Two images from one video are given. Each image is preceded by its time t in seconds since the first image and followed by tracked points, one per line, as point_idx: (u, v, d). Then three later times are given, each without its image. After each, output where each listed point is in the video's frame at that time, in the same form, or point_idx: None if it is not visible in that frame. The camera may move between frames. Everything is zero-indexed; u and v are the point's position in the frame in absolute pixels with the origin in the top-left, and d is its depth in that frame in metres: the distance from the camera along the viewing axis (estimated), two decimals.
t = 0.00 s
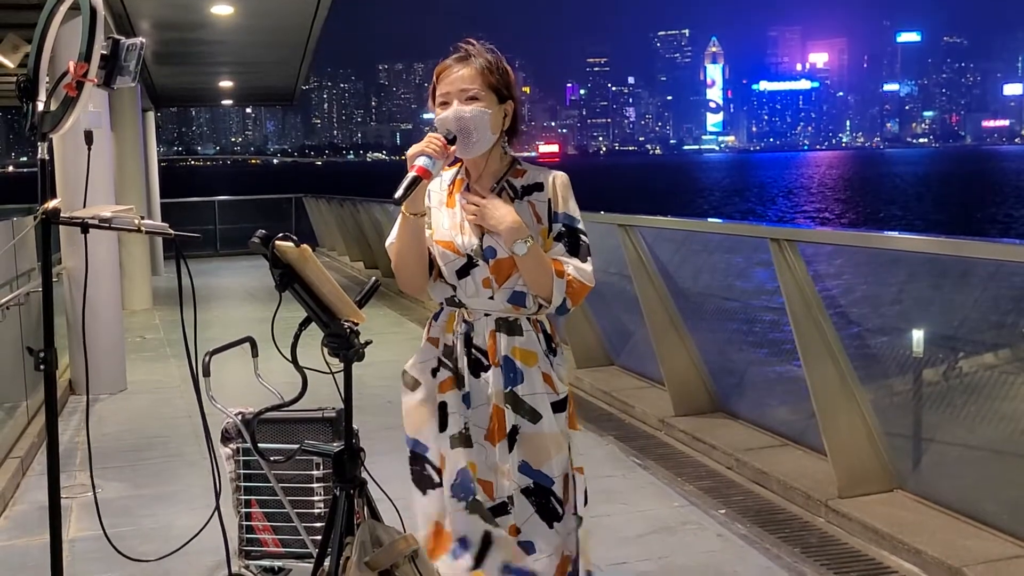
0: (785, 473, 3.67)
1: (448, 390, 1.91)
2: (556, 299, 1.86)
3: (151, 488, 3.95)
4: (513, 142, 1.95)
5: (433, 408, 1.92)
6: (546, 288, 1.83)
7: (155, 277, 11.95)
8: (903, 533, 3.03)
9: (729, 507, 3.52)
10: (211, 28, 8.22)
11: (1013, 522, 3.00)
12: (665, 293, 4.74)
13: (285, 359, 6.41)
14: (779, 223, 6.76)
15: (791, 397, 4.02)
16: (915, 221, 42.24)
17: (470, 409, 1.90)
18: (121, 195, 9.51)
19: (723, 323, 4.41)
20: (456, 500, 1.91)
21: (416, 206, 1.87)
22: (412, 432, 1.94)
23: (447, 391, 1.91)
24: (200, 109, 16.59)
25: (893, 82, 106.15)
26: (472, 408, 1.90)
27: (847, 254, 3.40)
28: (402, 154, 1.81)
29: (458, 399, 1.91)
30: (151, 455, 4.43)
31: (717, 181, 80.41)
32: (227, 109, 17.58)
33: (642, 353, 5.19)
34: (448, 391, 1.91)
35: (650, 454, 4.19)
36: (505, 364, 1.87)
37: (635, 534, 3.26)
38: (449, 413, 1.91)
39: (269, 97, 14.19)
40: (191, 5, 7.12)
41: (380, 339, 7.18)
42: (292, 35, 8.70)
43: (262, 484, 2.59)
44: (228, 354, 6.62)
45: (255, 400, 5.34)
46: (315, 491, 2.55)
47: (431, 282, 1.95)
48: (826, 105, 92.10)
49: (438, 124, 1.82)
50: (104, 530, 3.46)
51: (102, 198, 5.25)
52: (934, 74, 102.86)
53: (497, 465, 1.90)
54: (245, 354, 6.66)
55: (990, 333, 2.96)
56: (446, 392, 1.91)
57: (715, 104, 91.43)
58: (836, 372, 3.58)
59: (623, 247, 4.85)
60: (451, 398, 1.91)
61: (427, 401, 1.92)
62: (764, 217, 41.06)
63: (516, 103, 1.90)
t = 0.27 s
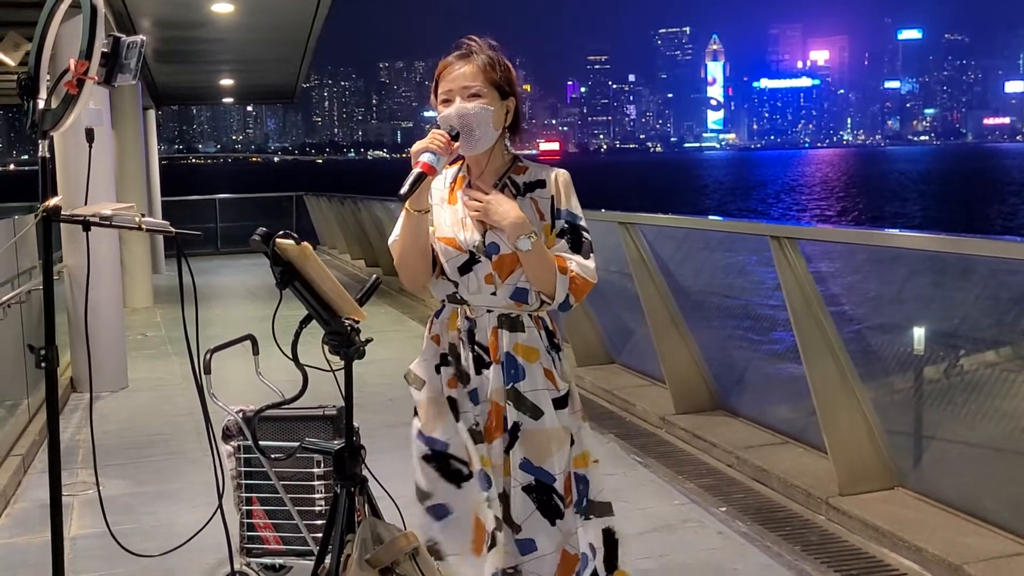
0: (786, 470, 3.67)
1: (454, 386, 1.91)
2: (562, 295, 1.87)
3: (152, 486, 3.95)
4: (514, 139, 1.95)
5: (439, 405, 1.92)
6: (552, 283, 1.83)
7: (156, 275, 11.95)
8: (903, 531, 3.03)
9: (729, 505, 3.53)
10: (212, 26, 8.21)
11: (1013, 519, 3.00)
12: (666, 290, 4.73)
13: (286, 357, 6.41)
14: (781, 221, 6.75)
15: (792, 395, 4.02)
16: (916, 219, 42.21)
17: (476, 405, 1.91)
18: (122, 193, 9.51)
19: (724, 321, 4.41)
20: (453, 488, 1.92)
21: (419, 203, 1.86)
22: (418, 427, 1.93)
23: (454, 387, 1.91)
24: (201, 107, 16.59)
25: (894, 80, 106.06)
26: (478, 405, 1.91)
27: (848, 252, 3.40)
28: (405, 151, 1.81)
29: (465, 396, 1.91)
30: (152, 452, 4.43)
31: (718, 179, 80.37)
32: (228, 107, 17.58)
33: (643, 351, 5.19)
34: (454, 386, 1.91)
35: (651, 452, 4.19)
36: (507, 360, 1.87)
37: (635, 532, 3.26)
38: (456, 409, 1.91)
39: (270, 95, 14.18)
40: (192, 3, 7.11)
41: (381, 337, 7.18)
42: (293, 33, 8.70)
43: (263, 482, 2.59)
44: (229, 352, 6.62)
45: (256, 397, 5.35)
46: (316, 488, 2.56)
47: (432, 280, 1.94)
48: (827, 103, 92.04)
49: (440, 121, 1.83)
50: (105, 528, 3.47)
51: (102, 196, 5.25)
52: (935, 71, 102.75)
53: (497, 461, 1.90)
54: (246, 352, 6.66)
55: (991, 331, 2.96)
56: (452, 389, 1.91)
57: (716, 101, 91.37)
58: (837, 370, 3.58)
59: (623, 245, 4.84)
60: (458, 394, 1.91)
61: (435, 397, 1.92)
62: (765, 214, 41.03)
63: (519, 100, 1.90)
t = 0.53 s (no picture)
0: (786, 468, 3.67)
1: (449, 383, 1.91)
2: (563, 291, 1.86)
3: (153, 484, 3.95)
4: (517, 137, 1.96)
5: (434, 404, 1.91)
6: (553, 281, 1.84)
7: (157, 273, 11.95)
8: (904, 528, 3.04)
9: (730, 503, 3.53)
10: (213, 24, 8.21)
11: (1013, 517, 3.00)
12: (666, 289, 4.73)
13: (286, 355, 6.42)
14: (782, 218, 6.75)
15: (792, 393, 4.02)
16: (916, 217, 42.19)
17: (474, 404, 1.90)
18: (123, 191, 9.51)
19: (725, 319, 4.42)
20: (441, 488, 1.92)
21: (422, 200, 1.89)
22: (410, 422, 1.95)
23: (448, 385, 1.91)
24: (201, 104, 16.59)
25: (895, 78, 105.99)
26: (476, 406, 1.90)
27: (848, 250, 3.41)
28: (407, 149, 1.81)
29: (461, 394, 1.90)
30: (153, 450, 4.43)
31: (718, 177, 80.32)
32: (228, 105, 17.58)
33: (644, 349, 5.19)
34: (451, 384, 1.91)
35: (651, 450, 4.20)
36: (508, 358, 1.88)
37: (636, 530, 3.27)
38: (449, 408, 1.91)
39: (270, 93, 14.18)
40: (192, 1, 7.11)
41: (382, 335, 7.18)
42: (293, 31, 8.70)
43: (264, 479, 2.60)
44: (230, 350, 6.62)
45: (256, 395, 5.35)
46: (317, 486, 2.56)
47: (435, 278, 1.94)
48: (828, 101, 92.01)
49: (442, 119, 1.83)
50: (106, 526, 3.47)
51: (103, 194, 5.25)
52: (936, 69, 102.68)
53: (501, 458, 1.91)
54: (247, 350, 6.66)
55: (993, 329, 2.97)
56: (447, 387, 1.91)
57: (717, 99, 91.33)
58: (837, 368, 3.58)
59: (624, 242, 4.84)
60: (454, 392, 1.91)
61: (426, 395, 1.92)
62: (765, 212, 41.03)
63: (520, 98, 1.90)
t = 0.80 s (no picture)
0: (786, 468, 3.68)
1: (446, 382, 1.91)
2: (564, 290, 1.87)
3: (153, 483, 3.95)
4: (519, 135, 1.97)
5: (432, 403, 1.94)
6: (555, 281, 1.84)
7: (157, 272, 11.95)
8: (904, 528, 3.04)
9: (730, 502, 3.53)
10: (213, 23, 8.22)
11: (1012, 517, 3.01)
12: (666, 288, 4.73)
13: (286, 354, 6.42)
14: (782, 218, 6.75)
15: (792, 392, 4.02)
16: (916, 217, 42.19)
17: (468, 403, 1.91)
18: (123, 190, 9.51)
19: (725, 319, 4.42)
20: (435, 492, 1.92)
21: (424, 200, 1.87)
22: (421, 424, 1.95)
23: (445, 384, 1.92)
24: (201, 103, 16.59)
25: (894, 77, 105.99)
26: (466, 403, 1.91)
27: (849, 250, 3.41)
28: (411, 148, 1.81)
29: (455, 393, 1.91)
30: (152, 449, 4.43)
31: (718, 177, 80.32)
32: (228, 104, 17.59)
33: (644, 348, 5.19)
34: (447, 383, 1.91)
35: (651, 450, 4.20)
36: (509, 358, 1.88)
37: (635, 529, 3.27)
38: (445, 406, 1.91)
39: (270, 92, 14.18)
40: None
41: (382, 334, 7.19)
42: (293, 30, 8.70)
43: (264, 478, 2.60)
44: (230, 349, 6.63)
45: (256, 394, 5.35)
46: (317, 485, 2.56)
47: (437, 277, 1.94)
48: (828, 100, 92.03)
49: (445, 118, 1.82)
50: (106, 525, 3.47)
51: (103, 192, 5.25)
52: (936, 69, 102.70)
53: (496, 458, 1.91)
54: (247, 349, 6.67)
55: (992, 329, 2.97)
56: (443, 386, 1.91)
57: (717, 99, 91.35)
58: (837, 367, 3.59)
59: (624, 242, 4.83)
60: (449, 391, 1.91)
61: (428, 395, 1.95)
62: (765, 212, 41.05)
63: (523, 97, 1.90)
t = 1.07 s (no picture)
0: (785, 468, 3.68)
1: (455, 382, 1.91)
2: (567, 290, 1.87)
3: (152, 482, 3.95)
4: (519, 134, 1.96)
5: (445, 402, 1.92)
6: (558, 280, 1.84)
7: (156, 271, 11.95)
8: (903, 528, 3.04)
9: (729, 502, 3.53)
10: (212, 23, 8.21)
11: (1011, 517, 3.01)
12: (665, 288, 4.73)
13: (285, 353, 6.42)
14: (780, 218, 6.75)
15: (791, 392, 4.02)
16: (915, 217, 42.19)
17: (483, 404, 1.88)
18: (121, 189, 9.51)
19: (724, 318, 4.42)
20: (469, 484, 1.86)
21: (425, 201, 1.87)
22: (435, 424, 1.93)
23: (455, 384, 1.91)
24: (200, 103, 16.59)
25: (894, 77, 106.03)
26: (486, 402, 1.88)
27: (848, 250, 3.41)
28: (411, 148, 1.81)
29: (467, 392, 1.90)
30: (151, 449, 4.43)
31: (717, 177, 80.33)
32: (227, 103, 17.60)
33: (643, 348, 5.20)
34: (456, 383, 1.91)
35: (650, 449, 4.20)
36: (514, 357, 1.88)
37: (634, 529, 3.27)
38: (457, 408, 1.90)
39: (270, 92, 14.18)
40: None
41: (380, 334, 7.18)
42: (292, 29, 8.69)
43: (263, 477, 2.60)
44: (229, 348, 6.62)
45: (255, 394, 5.35)
46: (316, 484, 2.56)
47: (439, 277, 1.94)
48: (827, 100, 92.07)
49: (446, 119, 1.82)
50: (105, 524, 3.47)
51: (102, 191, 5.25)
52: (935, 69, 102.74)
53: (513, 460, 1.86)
54: (246, 348, 6.67)
55: (991, 329, 2.97)
56: (453, 385, 1.91)
57: (716, 98, 91.38)
58: (836, 367, 3.59)
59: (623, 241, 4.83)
60: (460, 390, 1.90)
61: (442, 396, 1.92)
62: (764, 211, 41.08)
63: (523, 97, 1.90)
